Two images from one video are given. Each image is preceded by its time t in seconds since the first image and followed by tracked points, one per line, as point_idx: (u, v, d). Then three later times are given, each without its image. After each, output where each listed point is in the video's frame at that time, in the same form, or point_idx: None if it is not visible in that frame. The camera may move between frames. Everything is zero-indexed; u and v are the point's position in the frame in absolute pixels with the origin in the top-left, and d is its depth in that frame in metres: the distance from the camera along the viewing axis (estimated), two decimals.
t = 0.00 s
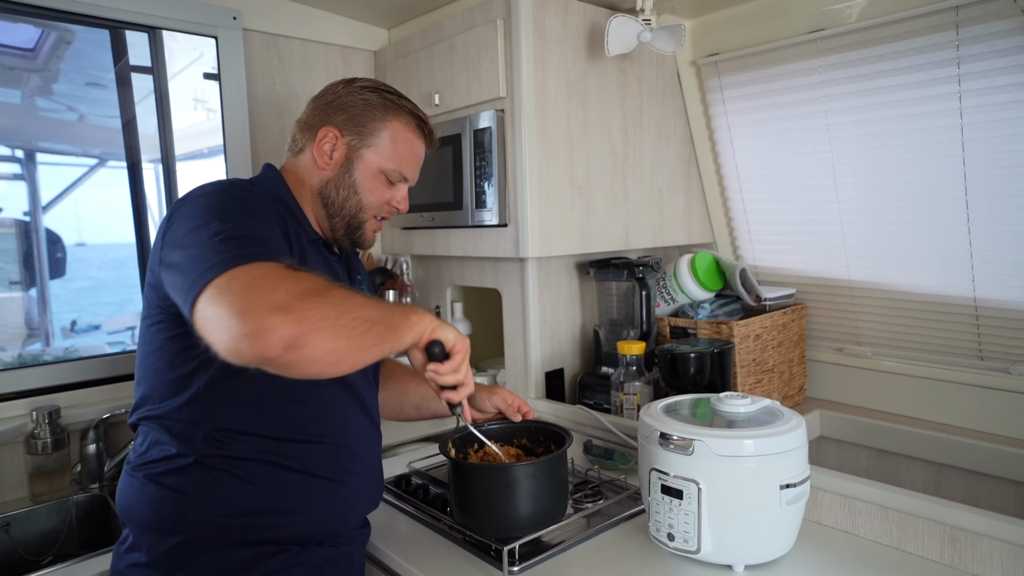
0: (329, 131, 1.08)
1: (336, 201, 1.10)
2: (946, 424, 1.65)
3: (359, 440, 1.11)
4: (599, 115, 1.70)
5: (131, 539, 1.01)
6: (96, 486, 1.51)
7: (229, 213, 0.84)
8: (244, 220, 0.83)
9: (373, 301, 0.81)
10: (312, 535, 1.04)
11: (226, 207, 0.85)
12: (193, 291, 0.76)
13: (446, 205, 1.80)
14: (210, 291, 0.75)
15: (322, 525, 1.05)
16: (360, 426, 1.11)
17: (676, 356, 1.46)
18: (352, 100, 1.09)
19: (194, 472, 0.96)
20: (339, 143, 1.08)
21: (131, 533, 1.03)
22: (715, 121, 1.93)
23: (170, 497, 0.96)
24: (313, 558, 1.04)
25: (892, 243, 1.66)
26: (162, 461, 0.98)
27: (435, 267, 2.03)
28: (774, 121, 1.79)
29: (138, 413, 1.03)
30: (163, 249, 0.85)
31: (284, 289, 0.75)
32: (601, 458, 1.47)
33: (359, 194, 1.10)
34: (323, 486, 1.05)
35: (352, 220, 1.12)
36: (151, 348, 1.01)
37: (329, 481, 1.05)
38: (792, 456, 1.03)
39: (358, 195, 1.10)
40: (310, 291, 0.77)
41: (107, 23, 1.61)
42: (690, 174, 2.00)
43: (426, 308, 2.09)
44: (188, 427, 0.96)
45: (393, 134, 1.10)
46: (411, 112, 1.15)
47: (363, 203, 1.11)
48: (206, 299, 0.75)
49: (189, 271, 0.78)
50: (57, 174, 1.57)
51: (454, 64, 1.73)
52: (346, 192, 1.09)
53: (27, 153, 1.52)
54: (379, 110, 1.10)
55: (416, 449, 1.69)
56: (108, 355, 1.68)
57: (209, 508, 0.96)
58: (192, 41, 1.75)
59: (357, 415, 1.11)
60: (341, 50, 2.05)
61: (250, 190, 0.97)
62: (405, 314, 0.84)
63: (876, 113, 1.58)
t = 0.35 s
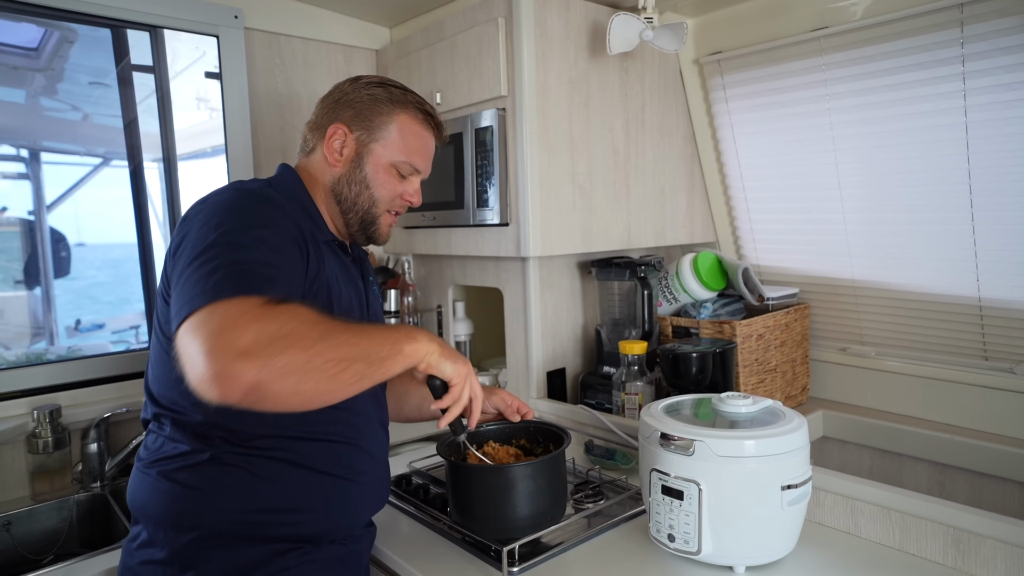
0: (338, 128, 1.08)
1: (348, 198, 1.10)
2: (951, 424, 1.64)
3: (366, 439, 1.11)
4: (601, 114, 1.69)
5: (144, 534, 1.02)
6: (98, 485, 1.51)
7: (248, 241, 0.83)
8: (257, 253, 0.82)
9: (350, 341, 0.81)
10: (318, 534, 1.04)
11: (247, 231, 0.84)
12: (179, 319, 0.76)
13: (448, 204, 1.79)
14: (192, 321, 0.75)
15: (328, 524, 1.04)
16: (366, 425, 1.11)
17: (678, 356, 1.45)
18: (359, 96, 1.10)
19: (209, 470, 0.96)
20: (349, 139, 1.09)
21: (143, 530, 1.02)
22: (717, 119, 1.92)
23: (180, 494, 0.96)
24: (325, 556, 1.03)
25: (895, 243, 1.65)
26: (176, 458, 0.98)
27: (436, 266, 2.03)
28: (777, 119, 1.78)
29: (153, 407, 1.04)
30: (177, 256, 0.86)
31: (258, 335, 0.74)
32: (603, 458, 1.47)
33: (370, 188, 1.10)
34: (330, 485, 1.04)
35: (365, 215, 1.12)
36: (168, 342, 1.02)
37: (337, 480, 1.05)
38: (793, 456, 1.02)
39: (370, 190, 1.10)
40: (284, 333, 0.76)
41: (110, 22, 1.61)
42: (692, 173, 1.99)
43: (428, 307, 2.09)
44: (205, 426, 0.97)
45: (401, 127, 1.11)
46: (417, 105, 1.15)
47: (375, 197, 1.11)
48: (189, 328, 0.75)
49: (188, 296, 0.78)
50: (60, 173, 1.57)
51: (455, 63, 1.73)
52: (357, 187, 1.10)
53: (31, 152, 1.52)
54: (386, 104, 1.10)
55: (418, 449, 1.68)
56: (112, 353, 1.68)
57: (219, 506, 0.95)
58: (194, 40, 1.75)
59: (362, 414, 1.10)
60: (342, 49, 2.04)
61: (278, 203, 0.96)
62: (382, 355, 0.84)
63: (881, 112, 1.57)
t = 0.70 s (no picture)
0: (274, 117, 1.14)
1: (283, 170, 1.10)
2: (953, 422, 1.63)
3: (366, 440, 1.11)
4: (600, 113, 1.69)
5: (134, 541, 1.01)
6: (99, 487, 1.52)
7: (216, 314, 0.83)
8: (223, 329, 0.83)
9: (321, 437, 0.85)
10: (318, 535, 1.04)
11: (214, 297, 0.84)
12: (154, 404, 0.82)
13: (448, 205, 1.80)
14: (169, 411, 0.82)
15: (328, 525, 1.05)
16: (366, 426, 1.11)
17: (679, 354, 1.45)
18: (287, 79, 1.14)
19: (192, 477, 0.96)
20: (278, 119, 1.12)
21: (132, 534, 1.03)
22: (717, 117, 1.92)
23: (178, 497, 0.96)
24: (312, 561, 1.03)
25: (896, 241, 1.65)
26: (162, 464, 0.98)
27: (438, 267, 2.03)
28: (777, 117, 1.77)
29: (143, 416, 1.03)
30: (148, 303, 0.87)
31: (227, 443, 0.81)
32: (604, 458, 1.47)
33: (293, 150, 1.08)
34: (327, 486, 1.04)
35: (298, 179, 1.07)
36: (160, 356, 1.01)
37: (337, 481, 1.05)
38: (794, 454, 1.02)
39: (293, 153, 1.08)
40: (253, 438, 0.82)
41: (111, 26, 1.61)
42: (693, 172, 1.99)
43: (429, 307, 2.09)
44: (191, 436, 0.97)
45: (309, 82, 1.09)
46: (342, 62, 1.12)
47: (299, 156, 1.07)
48: (163, 410, 0.82)
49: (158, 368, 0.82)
50: (62, 176, 1.57)
51: (454, 63, 1.73)
52: (285, 155, 1.09)
53: (34, 155, 1.53)
54: (301, 71, 1.11)
55: (420, 449, 1.69)
56: (115, 355, 1.68)
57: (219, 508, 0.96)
58: (194, 41, 1.75)
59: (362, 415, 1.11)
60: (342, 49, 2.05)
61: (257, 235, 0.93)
62: (357, 440, 0.88)
63: (880, 109, 1.57)
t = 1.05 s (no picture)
0: (263, 125, 1.07)
1: (288, 191, 1.07)
2: (966, 430, 1.62)
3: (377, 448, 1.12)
4: (608, 122, 1.71)
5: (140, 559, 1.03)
6: (115, 493, 1.53)
7: (242, 332, 0.85)
8: (251, 346, 0.84)
9: (387, 421, 0.91)
10: (329, 541, 1.05)
11: (238, 318, 0.85)
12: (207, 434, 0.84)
13: (458, 213, 1.81)
14: (233, 440, 0.84)
15: (337, 532, 1.06)
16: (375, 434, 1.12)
17: (689, 361, 1.45)
18: (274, 84, 1.06)
19: (195, 497, 0.98)
20: (273, 132, 1.06)
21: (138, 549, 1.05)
22: (725, 125, 1.93)
23: (193, 505, 0.97)
24: (322, 569, 1.04)
25: (907, 248, 1.64)
26: (165, 485, 1.00)
27: (447, 275, 2.05)
28: (785, 125, 1.78)
29: (143, 439, 1.04)
30: (168, 334, 0.88)
31: (304, 455, 0.85)
32: (615, 464, 1.46)
33: (299, 172, 1.05)
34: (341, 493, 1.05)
35: (308, 202, 1.06)
36: (152, 381, 1.00)
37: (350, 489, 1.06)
38: (806, 462, 1.02)
39: (299, 174, 1.05)
40: (325, 440, 0.87)
41: (127, 39, 1.64)
42: (700, 180, 2.00)
43: (438, 315, 2.10)
44: (193, 458, 0.98)
45: (309, 98, 1.03)
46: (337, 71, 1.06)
47: (307, 180, 1.05)
48: (229, 444, 0.85)
49: (199, 397, 0.84)
50: (77, 186, 1.60)
51: (463, 73, 1.75)
52: (289, 177, 1.06)
53: (50, 165, 1.56)
54: (295, 82, 1.04)
55: (429, 456, 1.69)
56: (127, 363, 1.70)
57: (231, 514, 0.97)
58: (208, 54, 1.78)
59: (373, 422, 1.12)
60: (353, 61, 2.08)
61: (259, 248, 0.94)
62: (420, 414, 0.94)
63: (889, 117, 1.57)
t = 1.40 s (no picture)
0: (358, 145, 1.06)
1: (366, 217, 1.09)
2: (975, 434, 1.62)
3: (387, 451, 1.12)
4: (617, 126, 1.71)
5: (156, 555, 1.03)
6: (125, 495, 1.54)
7: (271, 333, 0.85)
8: (279, 347, 0.85)
9: (411, 429, 0.93)
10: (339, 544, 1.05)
11: (271, 320, 0.86)
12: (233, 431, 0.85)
13: (466, 217, 1.82)
14: (258, 435, 0.85)
15: (347, 534, 1.06)
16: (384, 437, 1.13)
17: (696, 365, 1.45)
18: (379, 113, 1.08)
19: (215, 493, 0.98)
20: (369, 157, 1.07)
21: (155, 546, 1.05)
22: (733, 129, 1.93)
23: (206, 506, 0.98)
24: (337, 569, 1.04)
25: (915, 252, 1.64)
26: (184, 480, 1.00)
27: (454, 278, 2.05)
28: (793, 129, 1.78)
29: (161, 435, 1.04)
30: (197, 331, 0.88)
31: (327, 454, 0.87)
32: (623, 468, 1.47)
33: (390, 208, 1.10)
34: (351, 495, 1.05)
35: (384, 234, 1.11)
36: (175, 376, 1.00)
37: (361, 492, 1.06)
38: (815, 466, 1.02)
39: (389, 208, 1.10)
40: (350, 443, 0.88)
41: (137, 44, 1.66)
42: (708, 184, 2.00)
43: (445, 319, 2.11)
44: (213, 455, 0.99)
45: (421, 145, 1.10)
46: (438, 122, 1.14)
47: (394, 215, 1.11)
48: (251, 440, 0.85)
49: (225, 394, 0.85)
50: (87, 190, 1.61)
51: (472, 77, 1.75)
52: (377, 208, 1.09)
53: (59, 170, 1.57)
54: (407, 121, 1.09)
55: (436, 460, 1.69)
56: (136, 366, 1.71)
57: (242, 515, 0.98)
58: (217, 59, 1.79)
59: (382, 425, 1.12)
60: (361, 66, 2.09)
61: (289, 250, 0.94)
62: (442, 427, 0.97)
63: (897, 121, 1.57)
